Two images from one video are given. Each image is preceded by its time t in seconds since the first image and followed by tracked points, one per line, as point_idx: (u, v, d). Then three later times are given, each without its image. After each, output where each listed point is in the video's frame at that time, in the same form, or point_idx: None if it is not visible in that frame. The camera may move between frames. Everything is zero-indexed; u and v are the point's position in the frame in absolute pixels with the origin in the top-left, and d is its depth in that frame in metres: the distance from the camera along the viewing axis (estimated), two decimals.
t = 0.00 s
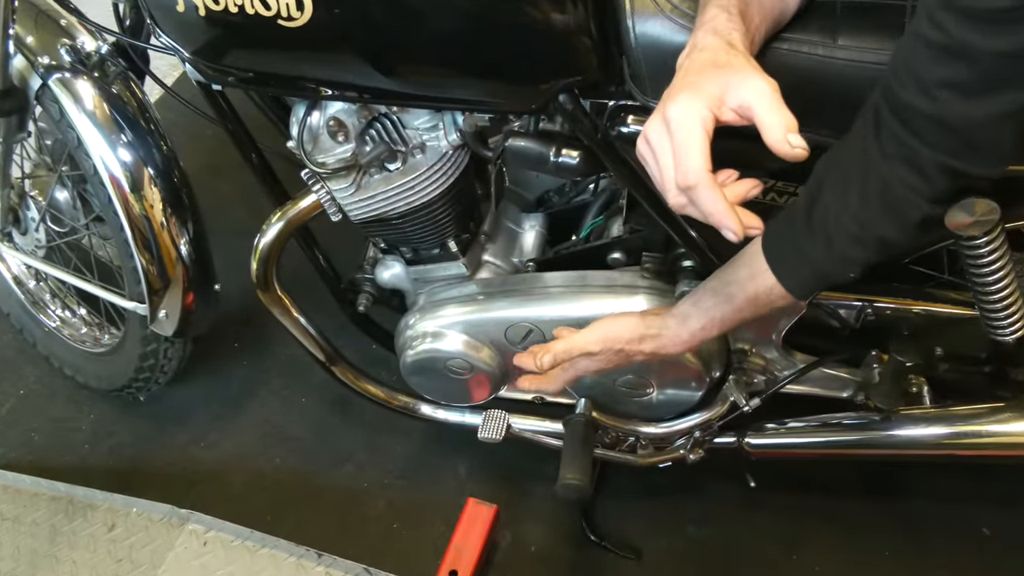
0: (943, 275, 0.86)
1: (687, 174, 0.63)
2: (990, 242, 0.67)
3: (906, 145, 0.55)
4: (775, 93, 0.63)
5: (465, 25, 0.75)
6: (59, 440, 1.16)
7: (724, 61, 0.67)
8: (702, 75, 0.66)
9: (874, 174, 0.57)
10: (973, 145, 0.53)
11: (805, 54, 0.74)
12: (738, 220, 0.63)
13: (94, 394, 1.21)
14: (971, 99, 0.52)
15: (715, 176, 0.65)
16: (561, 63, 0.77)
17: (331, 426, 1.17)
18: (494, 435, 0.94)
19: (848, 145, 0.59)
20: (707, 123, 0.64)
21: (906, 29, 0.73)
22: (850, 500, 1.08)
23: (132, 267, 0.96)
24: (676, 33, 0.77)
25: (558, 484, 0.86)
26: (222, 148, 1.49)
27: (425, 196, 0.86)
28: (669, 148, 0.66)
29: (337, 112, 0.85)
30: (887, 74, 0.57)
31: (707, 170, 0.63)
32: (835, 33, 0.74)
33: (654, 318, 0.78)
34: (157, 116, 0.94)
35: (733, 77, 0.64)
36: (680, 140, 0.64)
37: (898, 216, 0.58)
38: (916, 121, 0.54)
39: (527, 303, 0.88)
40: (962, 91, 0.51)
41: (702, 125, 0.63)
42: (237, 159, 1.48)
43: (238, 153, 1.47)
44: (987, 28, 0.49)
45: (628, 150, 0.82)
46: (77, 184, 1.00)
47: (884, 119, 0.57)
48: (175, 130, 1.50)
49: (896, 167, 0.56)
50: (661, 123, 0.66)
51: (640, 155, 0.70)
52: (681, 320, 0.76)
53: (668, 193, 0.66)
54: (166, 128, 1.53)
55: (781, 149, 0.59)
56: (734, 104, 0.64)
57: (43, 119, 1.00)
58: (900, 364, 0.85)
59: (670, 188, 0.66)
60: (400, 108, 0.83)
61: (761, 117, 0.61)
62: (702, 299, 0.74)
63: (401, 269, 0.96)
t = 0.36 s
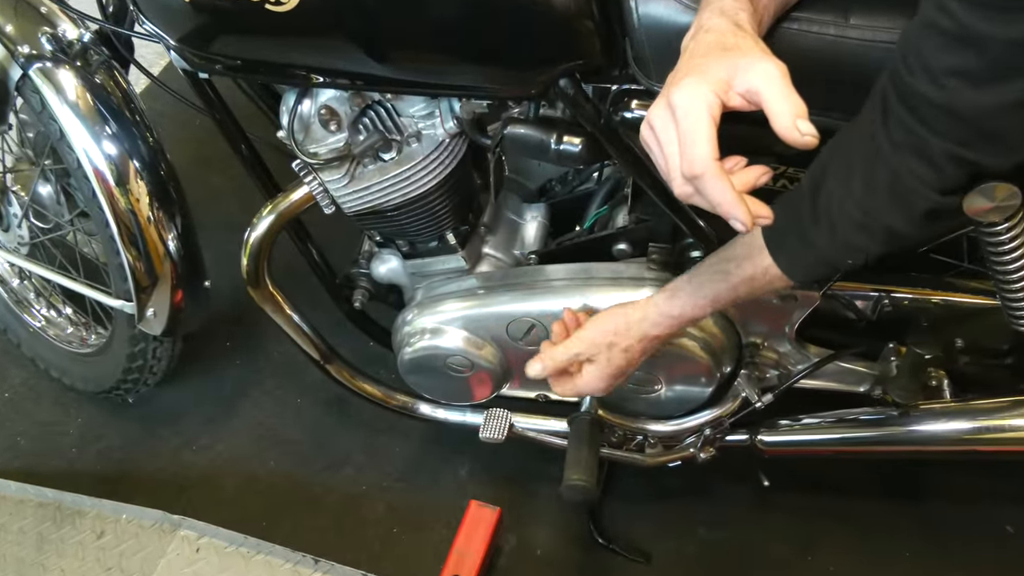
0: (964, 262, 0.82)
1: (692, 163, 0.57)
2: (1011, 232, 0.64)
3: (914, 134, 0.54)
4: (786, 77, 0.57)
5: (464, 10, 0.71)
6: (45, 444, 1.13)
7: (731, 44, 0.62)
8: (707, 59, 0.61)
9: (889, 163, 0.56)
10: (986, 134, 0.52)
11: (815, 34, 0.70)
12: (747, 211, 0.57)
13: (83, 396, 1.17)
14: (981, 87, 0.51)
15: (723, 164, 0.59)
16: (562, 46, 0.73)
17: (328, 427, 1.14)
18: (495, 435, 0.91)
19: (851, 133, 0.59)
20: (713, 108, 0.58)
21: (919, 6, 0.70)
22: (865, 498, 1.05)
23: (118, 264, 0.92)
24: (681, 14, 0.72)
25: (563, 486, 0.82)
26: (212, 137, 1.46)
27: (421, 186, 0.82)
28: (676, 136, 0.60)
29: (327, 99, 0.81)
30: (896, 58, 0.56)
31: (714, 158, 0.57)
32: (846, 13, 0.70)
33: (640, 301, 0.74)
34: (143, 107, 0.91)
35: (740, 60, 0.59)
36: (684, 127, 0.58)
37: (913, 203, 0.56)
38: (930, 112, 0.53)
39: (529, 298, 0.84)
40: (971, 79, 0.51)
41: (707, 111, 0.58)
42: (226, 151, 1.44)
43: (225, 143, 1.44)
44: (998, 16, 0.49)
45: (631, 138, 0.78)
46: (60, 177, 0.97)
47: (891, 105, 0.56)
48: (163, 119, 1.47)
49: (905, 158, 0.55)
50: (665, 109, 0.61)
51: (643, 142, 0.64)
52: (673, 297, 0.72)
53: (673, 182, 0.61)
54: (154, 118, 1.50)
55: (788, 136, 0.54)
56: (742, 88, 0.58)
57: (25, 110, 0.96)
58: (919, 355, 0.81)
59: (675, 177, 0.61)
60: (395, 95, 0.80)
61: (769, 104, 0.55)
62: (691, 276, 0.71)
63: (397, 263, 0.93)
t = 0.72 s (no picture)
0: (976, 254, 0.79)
1: (690, 149, 0.54)
2: None
3: (895, 118, 0.51)
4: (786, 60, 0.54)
5: None
6: (25, 450, 1.09)
7: (729, 26, 0.59)
8: (706, 41, 0.58)
9: (875, 148, 0.53)
10: (970, 124, 0.50)
11: (819, 16, 0.66)
12: (749, 198, 0.53)
13: (67, 400, 1.14)
14: (967, 68, 0.48)
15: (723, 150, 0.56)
16: (560, 31, 0.70)
17: (320, 430, 1.11)
18: (492, 436, 0.88)
19: (831, 116, 0.56)
20: (711, 92, 0.54)
21: None
22: (874, 498, 1.02)
23: (100, 262, 0.89)
24: None
25: (562, 488, 0.79)
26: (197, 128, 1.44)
27: (414, 178, 0.79)
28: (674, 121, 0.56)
29: (314, 88, 0.77)
30: (880, 37, 0.54)
31: (713, 143, 0.53)
32: None
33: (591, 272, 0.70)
34: (124, 99, 0.88)
35: (739, 42, 0.56)
36: (682, 112, 0.55)
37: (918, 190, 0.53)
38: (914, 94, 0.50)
39: (526, 293, 0.81)
40: (955, 60, 0.48)
41: (707, 95, 0.54)
42: (210, 143, 1.42)
43: (209, 135, 1.41)
44: None
45: (632, 126, 0.75)
46: (39, 172, 0.94)
47: (873, 84, 0.53)
48: (146, 112, 1.44)
49: (884, 140, 0.52)
50: (662, 94, 0.57)
51: (641, 129, 0.60)
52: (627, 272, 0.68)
53: (671, 170, 0.57)
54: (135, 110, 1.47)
55: (789, 121, 0.50)
56: (741, 71, 0.55)
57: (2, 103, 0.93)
58: (931, 350, 0.78)
59: (673, 165, 0.57)
60: (385, 83, 0.76)
61: (769, 87, 0.52)
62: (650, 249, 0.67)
63: (389, 259, 0.90)
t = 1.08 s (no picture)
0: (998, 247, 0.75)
1: (697, 136, 0.51)
2: None
3: (915, 104, 0.49)
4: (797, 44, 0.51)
5: None
6: (19, 455, 1.07)
7: (738, 10, 0.57)
8: (713, 26, 0.55)
9: (892, 136, 0.50)
10: (994, 111, 0.47)
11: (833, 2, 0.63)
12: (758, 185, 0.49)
13: (62, 403, 1.12)
14: (987, 52, 0.45)
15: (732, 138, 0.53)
16: (565, 19, 0.68)
17: (321, 434, 1.08)
18: (498, 438, 0.85)
19: (849, 102, 0.53)
20: (718, 78, 0.51)
21: None
22: (892, 501, 0.99)
23: (94, 261, 0.87)
24: None
25: (570, 491, 0.76)
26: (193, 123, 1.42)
27: (415, 172, 0.76)
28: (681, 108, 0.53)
29: (313, 80, 0.74)
30: (902, 21, 0.50)
31: (721, 130, 0.50)
32: None
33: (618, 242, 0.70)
34: (118, 93, 0.85)
35: (746, 28, 0.53)
36: (687, 98, 0.52)
37: (942, 179, 0.51)
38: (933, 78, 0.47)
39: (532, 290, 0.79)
40: (977, 43, 0.45)
41: (713, 81, 0.51)
42: (207, 140, 1.40)
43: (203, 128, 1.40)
44: None
45: (641, 118, 0.72)
46: (31, 169, 0.92)
47: (895, 72, 0.50)
48: (140, 107, 1.42)
49: (902, 130, 0.49)
50: (667, 80, 0.54)
51: (646, 117, 0.57)
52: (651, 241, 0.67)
53: (678, 159, 0.54)
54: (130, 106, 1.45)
55: (797, 108, 0.48)
56: (749, 56, 0.52)
57: None
58: (952, 347, 0.74)
59: (680, 153, 0.54)
60: (385, 74, 0.73)
61: (777, 72, 0.49)
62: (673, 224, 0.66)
63: (391, 256, 0.87)
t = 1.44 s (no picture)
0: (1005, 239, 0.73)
1: (690, 121, 0.48)
2: None
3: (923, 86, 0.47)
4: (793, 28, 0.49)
5: None
6: None
7: None
8: (707, 9, 0.53)
9: (896, 115, 0.48)
10: (1000, 86, 0.46)
11: None
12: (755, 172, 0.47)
13: (44, 411, 1.09)
14: (996, 23, 0.44)
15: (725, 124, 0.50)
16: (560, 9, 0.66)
17: (312, 440, 1.06)
18: (492, 442, 0.82)
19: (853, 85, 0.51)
20: (713, 63, 0.49)
21: None
22: (898, 503, 0.97)
23: (75, 263, 0.84)
24: None
25: (568, 493, 0.74)
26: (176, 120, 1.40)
27: (406, 168, 0.74)
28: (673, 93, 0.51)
29: (299, 74, 0.71)
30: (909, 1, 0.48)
31: (715, 115, 0.48)
32: None
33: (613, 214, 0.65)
34: (99, 91, 0.83)
35: (740, 13, 0.50)
36: (681, 83, 0.49)
37: (951, 160, 0.49)
38: (939, 52, 0.46)
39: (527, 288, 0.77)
40: (984, 15, 0.44)
41: (707, 65, 0.49)
42: (192, 139, 1.38)
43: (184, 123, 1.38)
44: None
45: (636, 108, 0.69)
46: (9, 169, 0.90)
47: (900, 49, 0.48)
48: (122, 105, 1.40)
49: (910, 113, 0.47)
50: (659, 64, 0.51)
51: (639, 104, 0.54)
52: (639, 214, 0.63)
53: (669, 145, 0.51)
54: (111, 104, 1.44)
55: (791, 92, 0.46)
56: (743, 41, 0.50)
57: None
58: (957, 342, 0.72)
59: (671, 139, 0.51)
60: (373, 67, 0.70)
61: (772, 56, 0.47)
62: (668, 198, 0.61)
63: (381, 255, 0.85)
